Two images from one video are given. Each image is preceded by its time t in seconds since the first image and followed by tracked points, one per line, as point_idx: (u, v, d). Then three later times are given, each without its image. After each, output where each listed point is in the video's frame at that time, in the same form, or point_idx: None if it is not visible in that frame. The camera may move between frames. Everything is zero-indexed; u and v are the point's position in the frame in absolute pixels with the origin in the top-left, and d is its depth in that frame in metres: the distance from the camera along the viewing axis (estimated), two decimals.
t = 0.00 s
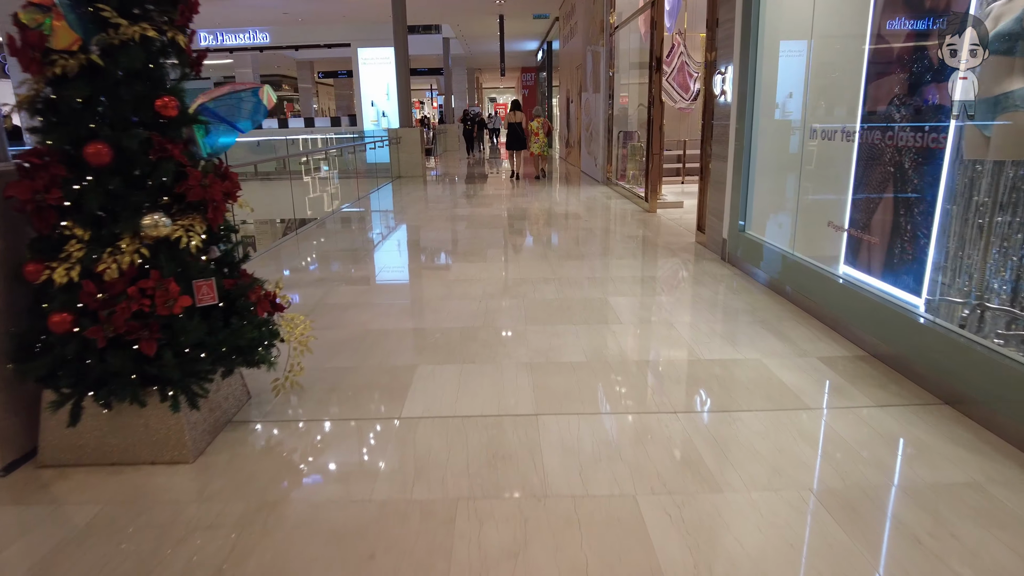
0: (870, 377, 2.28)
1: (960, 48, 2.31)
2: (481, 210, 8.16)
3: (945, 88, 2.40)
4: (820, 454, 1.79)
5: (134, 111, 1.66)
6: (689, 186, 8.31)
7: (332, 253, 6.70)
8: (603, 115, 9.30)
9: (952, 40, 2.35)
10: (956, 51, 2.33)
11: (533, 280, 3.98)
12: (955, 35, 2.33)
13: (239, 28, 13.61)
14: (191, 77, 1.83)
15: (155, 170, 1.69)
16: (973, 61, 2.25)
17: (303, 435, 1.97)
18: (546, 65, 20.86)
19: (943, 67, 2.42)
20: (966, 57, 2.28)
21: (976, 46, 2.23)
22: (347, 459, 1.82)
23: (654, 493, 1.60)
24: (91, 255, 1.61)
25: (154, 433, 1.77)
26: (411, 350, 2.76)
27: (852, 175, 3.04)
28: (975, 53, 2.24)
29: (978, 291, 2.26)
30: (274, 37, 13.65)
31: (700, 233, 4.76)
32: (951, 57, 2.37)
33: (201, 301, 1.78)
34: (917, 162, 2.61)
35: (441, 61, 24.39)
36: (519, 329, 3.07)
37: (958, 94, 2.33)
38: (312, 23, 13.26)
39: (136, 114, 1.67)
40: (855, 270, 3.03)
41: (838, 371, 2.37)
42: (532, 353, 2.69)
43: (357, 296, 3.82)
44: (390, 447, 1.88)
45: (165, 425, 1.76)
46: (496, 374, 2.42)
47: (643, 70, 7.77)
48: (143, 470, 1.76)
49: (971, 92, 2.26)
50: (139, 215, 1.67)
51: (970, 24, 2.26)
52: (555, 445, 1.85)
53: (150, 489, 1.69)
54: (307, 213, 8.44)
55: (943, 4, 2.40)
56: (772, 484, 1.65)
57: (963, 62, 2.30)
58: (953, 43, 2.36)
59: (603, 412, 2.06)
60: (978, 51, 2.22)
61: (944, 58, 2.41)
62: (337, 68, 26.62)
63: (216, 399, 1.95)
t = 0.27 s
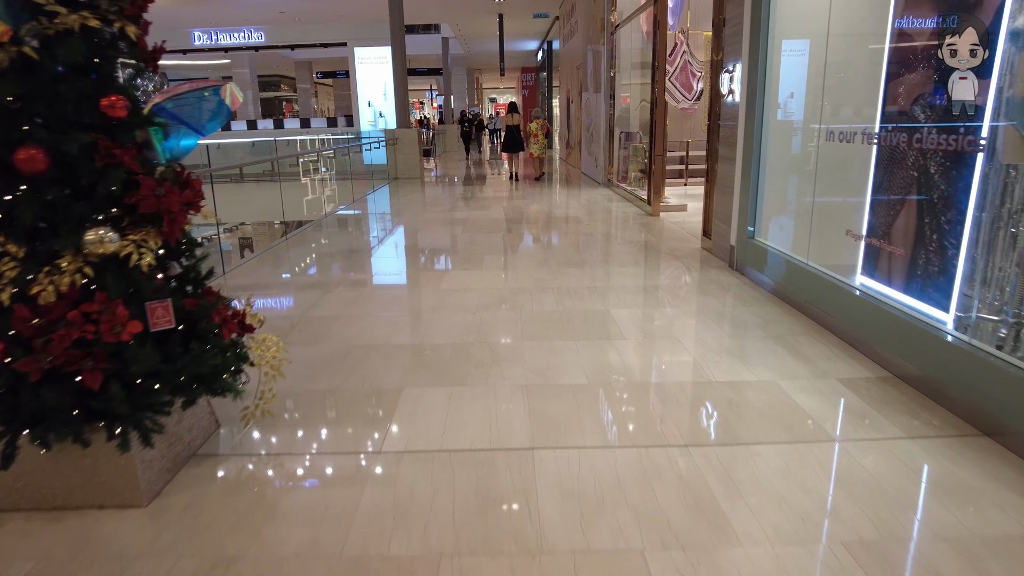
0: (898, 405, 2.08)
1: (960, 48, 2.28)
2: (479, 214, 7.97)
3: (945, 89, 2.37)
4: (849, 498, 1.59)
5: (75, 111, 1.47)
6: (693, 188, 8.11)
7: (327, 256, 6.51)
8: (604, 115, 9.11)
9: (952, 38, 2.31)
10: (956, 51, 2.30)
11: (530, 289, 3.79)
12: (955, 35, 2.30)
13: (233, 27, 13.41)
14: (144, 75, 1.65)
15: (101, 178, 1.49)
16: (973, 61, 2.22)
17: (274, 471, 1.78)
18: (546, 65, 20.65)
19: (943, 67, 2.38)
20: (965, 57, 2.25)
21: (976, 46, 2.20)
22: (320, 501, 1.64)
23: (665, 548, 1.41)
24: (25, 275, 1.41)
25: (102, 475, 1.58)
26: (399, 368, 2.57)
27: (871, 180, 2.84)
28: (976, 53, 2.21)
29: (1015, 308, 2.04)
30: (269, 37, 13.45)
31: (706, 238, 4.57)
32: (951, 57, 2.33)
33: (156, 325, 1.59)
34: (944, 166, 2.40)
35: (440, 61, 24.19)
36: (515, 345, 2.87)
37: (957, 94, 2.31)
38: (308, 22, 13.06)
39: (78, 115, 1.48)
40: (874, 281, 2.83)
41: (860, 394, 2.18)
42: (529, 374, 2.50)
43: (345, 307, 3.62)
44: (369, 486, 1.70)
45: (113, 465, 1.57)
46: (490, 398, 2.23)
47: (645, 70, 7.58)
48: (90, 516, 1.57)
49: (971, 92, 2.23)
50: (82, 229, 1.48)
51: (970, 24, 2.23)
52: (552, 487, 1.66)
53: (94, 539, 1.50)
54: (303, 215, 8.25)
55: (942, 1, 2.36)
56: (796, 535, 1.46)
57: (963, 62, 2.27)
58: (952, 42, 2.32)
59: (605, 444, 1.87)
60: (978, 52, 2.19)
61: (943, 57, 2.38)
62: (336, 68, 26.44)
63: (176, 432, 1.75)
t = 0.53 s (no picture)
0: (936, 435, 1.89)
1: (960, 47, 2.26)
2: (479, 215, 7.78)
3: (943, 88, 2.34)
4: (889, 550, 1.41)
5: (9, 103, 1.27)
6: (698, 190, 7.92)
7: (323, 258, 6.34)
8: (608, 115, 8.92)
9: (952, 38, 2.29)
10: (956, 51, 2.27)
11: (531, 297, 3.60)
12: (957, 34, 2.27)
13: (231, 24, 13.22)
14: (94, 63, 1.46)
15: (39, 180, 1.30)
16: (973, 61, 2.20)
17: (243, 509, 1.59)
18: (549, 63, 20.44)
19: (943, 68, 2.35)
20: (965, 57, 2.23)
21: (976, 46, 2.17)
22: (292, 547, 1.45)
23: None
24: None
25: (41, 520, 1.39)
26: (390, 385, 2.39)
27: (896, 185, 2.64)
28: (975, 53, 2.18)
29: None
30: (267, 34, 13.25)
31: (716, 243, 4.37)
32: (951, 57, 2.31)
33: (106, 349, 1.40)
34: (980, 170, 2.19)
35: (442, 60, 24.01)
36: (514, 360, 2.68)
37: (957, 93, 2.28)
38: (307, 19, 12.87)
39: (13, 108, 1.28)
40: (898, 292, 2.63)
41: (891, 421, 1.99)
42: (529, 393, 2.31)
43: (335, 315, 3.43)
44: (348, 529, 1.52)
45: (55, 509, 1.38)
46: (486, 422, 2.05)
47: (650, 69, 7.39)
48: (28, 566, 1.39)
49: (971, 92, 2.20)
50: (17, 239, 1.29)
51: (970, 24, 2.20)
52: (553, 533, 1.47)
53: None
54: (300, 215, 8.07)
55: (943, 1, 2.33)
56: None
57: (962, 62, 2.25)
58: (953, 42, 2.29)
59: (612, 480, 1.68)
60: (978, 52, 2.17)
61: (943, 57, 2.35)
62: (336, 66, 26.26)
63: (131, 465, 1.57)
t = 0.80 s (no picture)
0: (980, 479, 1.72)
1: (960, 47, 2.19)
2: (479, 220, 7.61)
3: (945, 88, 2.28)
4: None
5: None
6: (704, 195, 7.76)
7: (319, 263, 6.17)
8: (611, 118, 8.75)
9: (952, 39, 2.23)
10: (956, 51, 2.21)
11: (532, 311, 3.41)
12: (956, 34, 2.21)
13: (229, 23, 13.04)
14: (41, 60, 1.25)
15: None
16: (973, 61, 2.13)
17: (212, 565, 1.43)
18: (551, 65, 20.26)
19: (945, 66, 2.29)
20: (965, 57, 2.17)
21: (976, 46, 2.11)
22: None
23: None
24: None
25: None
26: (380, 411, 2.22)
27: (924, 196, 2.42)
28: (976, 52, 2.12)
29: None
30: (265, 33, 13.08)
31: (726, 252, 4.20)
32: (952, 57, 2.24)
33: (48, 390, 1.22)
34: (1019, 182, 1.97)
35: (443, 60, 23.87)
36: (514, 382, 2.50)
37: (958, 94, 2.22)
38: (306, 19, 12.70)
39: None
40: (925, 312, 2.42)
41: (928, 460, 1.82)
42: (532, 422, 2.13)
43: (326, 329, 3.25)
44: None
45: None
46: (484, 458, 1.87)
47: (655, 71, 7.21)
48: None
49: (973, 91, 2.14)
50: None
51: (972, 23, 2.13)
52: None
53: None
54: (297, 218, 7.90)
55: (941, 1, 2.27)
56: None
57: (962, 62, 2.19)
58: (953, 42, 2.23)
59: (624, 533, 1.50)
60: (978, 51, 2.10)
61: (944, 57, 2.29)
62: (337, 66, 26.09)
63: (79, 515, 1.39)
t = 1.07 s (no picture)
0: None
1: (960, 47, 2.17)
2: (478, 228, 7.44)
3: (945, 89, 2.25)
4: None
5: None
6: (708, 203, 7.60)
7: (313, 271, 6.00)
8: (612, 124, 8.60)
9: (952, 39, 2.20)
10: (956, 51, 2.18)
11: (533, 329, 3.23)
12: (956, 34, 2.18)
13: (225, 26, 12.88)
14: None
15: None
16: (973, 61, 2.10)
17: None
18: (552, 69, 20.11)
19: (944, 67, 2.26)
20: (965, 58, 2.14)
21: (976, 46, 2.09)
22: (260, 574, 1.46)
23: None
24: None
25: None
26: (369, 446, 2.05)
27: (952, 211, 2.23)
28: (976, 52, 2.09)
29: None
30: (262, 37, 12.91)
31: (735, 266, 4.04)
32: (952, 58, 2.22)
33: None
34: None
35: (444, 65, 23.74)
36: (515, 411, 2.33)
37: (957, 94, 2.19)
38: (303, 22, 12.55)
39: None
40: (953, 336, 2.22)
41: (972, 509, 1.65)
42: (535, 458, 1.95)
43: (315, 351, 3.07)
44: None
45: None
46: (480, 506, 1.69)
47: (659, 77, 7.06)
48: None
49: (971, 92, 2.11)
50: None
51: (971, 23, 2.10)
52: None
53: None
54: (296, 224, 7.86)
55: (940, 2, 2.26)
56: None
57: (963, 62, 2.16)
58: (952, 43, 2.21)
59: None
60: (978, 51, 2.08)
61: (944, 58, 2.26)
62: (336, 70, 25.95)
63: None
